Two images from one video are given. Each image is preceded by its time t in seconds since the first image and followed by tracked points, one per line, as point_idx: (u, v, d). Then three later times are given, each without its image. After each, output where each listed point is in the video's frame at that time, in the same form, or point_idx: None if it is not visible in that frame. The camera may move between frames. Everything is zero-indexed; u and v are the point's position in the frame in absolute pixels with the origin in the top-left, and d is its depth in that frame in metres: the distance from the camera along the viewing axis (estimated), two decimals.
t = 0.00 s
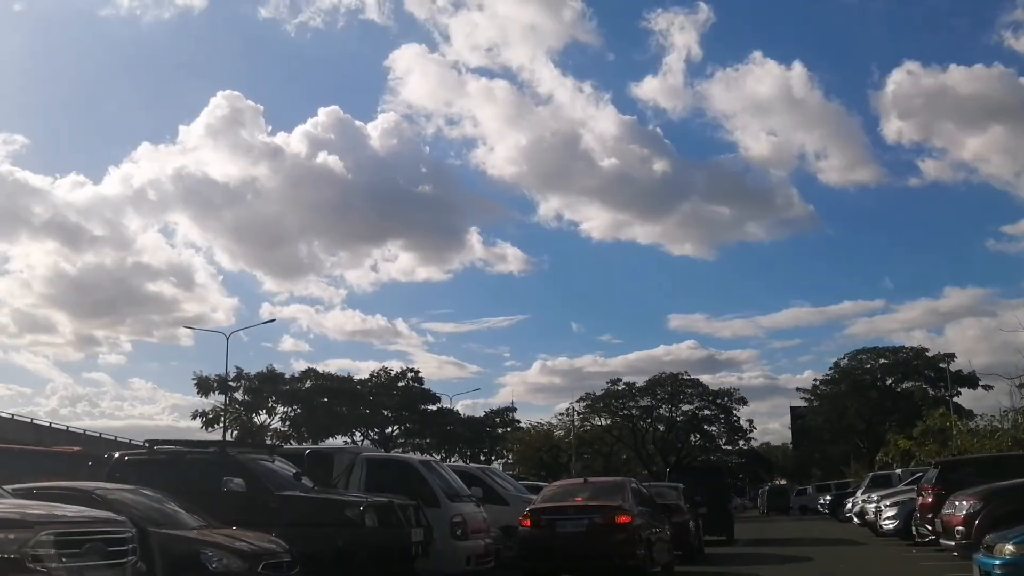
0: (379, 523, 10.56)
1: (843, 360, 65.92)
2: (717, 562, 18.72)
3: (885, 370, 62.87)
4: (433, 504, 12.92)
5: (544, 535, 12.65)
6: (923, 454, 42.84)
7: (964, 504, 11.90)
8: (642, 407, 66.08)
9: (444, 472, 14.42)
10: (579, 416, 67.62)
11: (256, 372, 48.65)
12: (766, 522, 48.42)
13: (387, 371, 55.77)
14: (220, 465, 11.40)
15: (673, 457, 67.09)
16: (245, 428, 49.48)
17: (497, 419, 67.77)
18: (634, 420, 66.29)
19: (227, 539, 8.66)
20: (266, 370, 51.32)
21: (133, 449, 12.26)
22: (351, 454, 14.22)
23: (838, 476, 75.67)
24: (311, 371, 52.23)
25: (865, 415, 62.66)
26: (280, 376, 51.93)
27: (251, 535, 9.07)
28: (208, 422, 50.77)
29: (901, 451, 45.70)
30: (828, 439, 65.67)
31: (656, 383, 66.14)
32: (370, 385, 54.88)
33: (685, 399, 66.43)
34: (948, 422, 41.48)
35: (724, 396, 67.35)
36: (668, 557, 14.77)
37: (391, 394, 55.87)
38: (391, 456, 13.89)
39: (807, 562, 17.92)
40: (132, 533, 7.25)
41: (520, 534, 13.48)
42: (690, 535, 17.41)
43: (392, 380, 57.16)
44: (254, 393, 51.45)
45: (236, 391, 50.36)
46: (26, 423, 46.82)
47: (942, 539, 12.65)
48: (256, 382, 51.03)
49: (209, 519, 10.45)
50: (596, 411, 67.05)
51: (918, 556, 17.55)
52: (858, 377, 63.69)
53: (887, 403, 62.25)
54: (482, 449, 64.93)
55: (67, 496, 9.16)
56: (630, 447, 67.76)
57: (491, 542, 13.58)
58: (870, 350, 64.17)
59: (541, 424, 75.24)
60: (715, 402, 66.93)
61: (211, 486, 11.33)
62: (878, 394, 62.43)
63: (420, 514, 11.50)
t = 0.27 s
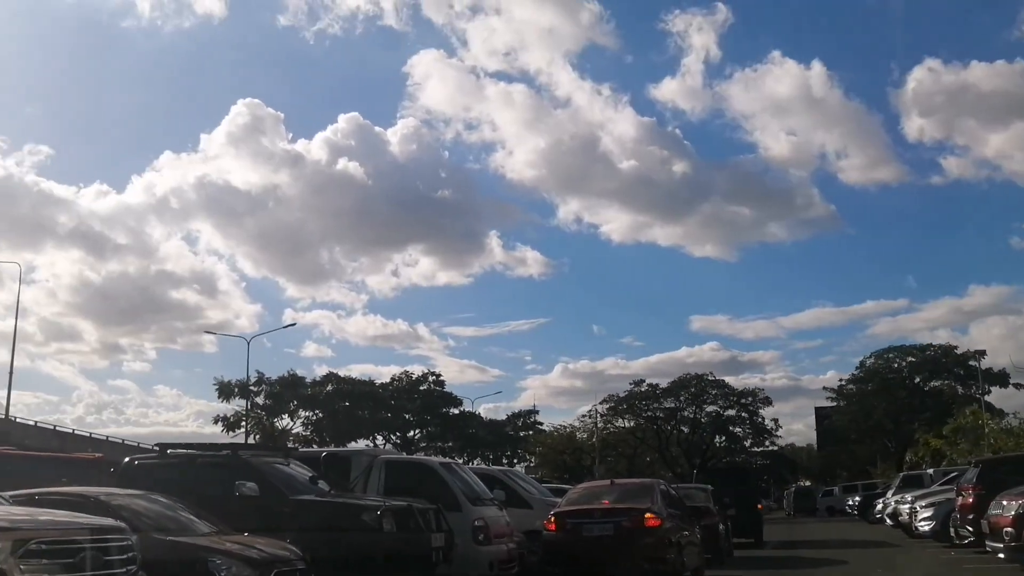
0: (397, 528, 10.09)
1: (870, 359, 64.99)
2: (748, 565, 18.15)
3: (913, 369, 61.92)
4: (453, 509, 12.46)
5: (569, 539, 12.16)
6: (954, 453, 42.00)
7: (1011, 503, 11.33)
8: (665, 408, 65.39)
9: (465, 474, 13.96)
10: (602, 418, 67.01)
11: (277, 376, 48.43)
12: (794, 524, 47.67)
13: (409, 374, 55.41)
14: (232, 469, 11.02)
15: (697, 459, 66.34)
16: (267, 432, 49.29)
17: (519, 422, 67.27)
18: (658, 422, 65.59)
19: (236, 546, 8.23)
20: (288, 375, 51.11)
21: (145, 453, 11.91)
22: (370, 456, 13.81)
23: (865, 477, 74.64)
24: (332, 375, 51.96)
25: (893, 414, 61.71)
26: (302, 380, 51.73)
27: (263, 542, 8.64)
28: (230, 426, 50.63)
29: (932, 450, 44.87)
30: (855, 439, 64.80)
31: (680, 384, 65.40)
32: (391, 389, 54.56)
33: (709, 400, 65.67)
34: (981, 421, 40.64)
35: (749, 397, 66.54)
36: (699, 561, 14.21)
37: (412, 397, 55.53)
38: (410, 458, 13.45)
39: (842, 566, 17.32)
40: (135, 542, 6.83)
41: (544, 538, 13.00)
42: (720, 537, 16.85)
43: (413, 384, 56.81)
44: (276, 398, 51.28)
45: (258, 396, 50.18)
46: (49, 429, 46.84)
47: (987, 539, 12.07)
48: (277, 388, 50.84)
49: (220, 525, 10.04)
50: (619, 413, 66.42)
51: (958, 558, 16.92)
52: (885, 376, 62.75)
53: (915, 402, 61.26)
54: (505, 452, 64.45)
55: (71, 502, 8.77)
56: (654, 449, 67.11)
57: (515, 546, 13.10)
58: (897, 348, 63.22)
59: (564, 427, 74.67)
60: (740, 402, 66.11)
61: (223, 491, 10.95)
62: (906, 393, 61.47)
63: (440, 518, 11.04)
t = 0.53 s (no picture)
0: (435, 533, 9.64)
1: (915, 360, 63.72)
2: (797, 571, 17.52)
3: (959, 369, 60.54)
4: (493, 513, 12.01)
5: (615, 545, 11.67)
6: (1006, 456, 40.80)
7: None
8: (705, 411, 64.51)
9: (504, 476, 13.52)
10: (641, 421, 66.33)
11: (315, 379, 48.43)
12: (841, 528, 46.61)
13: (446, 377, 55.13)
14: (264, 472, 10.66)
15: (738, 463, 65.37)
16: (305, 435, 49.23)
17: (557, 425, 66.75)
18: (697, 425, 64.71)
19: (263, 551, 7.83)
20: (326, 378, 51.12)
21: (177, 456, 11.64)
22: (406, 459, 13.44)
23: (910, 480, 73.13)
24: (370, 378, 51.86)
25: (939, 416, 60.34)
26: (339, 384, 51.69)
27: (294, 548, 8.24)
28: (268, 430, 50.65)
29: (983, 453, 43.64)
30: (899, 442, 63.58)
31: (720, 386, 64.49)
32: (428, 393, 54.28)
33: (750, 402, 64.67)
34: None
35: (791, 399, 65.42)
36: (748, 568, 13.63)
37: (450, 401, 55.23)
38: (447, 460, 13.03)
39: (895, 572, 16.60)
40: (157, 549, 6.45)
41: (587, 543, 12.50)
42: (767, 542, 16.26)
43: (451, 387, 56.53)
44: (314, 401, 51.31)
45: (296, 399, 50.20)
46: (90, 433, 47.14)
47: None
48: (315, 391, 50.84)
49: (250, 531, 9.67)
50: (658, 416, 65.69)
51: (1019, 563, 16.15)
52: (931, 377, 61.46)
53: (962, 404, 59.82)
54: (543, 456, 63.93)
55: (94, 506, 8.45)
56: (694, 452, 66.19)
57: (556, 552, 12.61)
58: (943, 349, 61.92)
59: (602, 430, 74.02)
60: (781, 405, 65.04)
61: (255, 494, 10.60)
62: (953, 395, 60.11)
63: (480, 523, 10.57)
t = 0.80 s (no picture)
0: (477, 532, 9.19)
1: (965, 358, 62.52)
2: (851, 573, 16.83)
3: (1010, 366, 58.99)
4: (537, 511, 11.55)
5: (665, 546, 11.14)
6: None
7: None
8: (747, 409, 63.49)
9: (547, 473, 13.05)
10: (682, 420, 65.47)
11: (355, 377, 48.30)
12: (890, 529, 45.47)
13: (485, 376, 54.73)
14: (300, 468, 10.30)
15: (782, 462, 64.26)
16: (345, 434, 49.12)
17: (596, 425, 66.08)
18: (740, 423, 63.71)
19: (296, 550, 7.43)
20: (365, 376, 51.00)
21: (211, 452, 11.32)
22: (445, 455, 13.03)
23: (959, 480, 71.46)
24: (409, 376, 51.65)
25: (989, 414, 58.80)
26: (379, 382, 51.55)
27: (330, 546, 7.84)
28: (308, 428, 50.64)
29: None
30: (948, 441, 62.37)
31: (762, 384, 63.43)
32: (467, 391, 53.92)
33: (793, 400, 63.53)
34: None
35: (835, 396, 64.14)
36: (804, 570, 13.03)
37: (489, 399, 54.85)
38: (489, 456, 12.60)
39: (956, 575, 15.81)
40: (182, 547, 6.08)
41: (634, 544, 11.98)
42: (821, 542, 15.61)
43: (490, 386, 56.14)
44: (354, 399, 51.22)
45: (335, 397, 50.11)
46: (133, 431, 47.42)
47: None
48: (355, 389, 50.75)
49: (285, 529, 9.30)
50: (699, 414, 64.80)
51: None
52: (980, 375, 60.09)
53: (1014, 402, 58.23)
54: (583, 455, 63.31)
55: (121, 503, 8.15)
56: (737, 451, 65.20)
57: (603, 553, 12.10)
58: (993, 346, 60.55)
59: (642, 429, 73.21)
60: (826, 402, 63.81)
61: (290, 491, 10.24)
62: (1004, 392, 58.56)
63: (523, 521, 10.10)
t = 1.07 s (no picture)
0: (520, 539, 8.75)
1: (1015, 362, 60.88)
2: None
3: None
4: (582, 517, 11.09)
5: (716, 553, 10.64)
6: None
7: None
8: (790, 414, 62.38)
9: (591, 477, 12.59)
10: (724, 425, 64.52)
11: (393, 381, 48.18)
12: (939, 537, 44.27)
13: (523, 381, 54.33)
14: (336, 471, 9.96)
15: (826, 468, 63.03)
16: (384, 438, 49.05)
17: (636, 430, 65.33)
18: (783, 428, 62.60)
19: (331, 558, 7.05)
20: (404, 381, 50.86)
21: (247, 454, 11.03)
22: (487, 459, 12.63)
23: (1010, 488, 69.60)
24: (447, 380, 51.42)
25: None
26: (417, 386, 51.40)
27: (367, 553, 7.48)
28: (347, 433, 50.59)
29: None
30: (998, 447, 60.79)
31: (806, 388, 62.29)
32: (506, 396, 53.55)
33: (837, 405, 62.30)
34: None
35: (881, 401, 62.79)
36: None
37: (528, 404, 54.45)
38: (532, 460, 12.18)
39: None
40: (209, 553, 5.71)
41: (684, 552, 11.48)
42: (876, 550, 14.96)
43: (528, 391, 55.73)
44: (393, 403, 51.13)
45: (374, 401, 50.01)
46: (175, 435, 47.68)
47: None
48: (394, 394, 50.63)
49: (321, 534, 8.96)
50: (741, 420, 63.81)
51: None
52: None
53: None
54: (623, 461, 62.63)
55: (150, 506, 7.87)
56: (780, 458, 64.11)
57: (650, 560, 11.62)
58: None
59: (682, 435, 72.30)
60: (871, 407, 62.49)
61: (327, 494, 9.90)
62: None
63: (568, 527, 9.65)
